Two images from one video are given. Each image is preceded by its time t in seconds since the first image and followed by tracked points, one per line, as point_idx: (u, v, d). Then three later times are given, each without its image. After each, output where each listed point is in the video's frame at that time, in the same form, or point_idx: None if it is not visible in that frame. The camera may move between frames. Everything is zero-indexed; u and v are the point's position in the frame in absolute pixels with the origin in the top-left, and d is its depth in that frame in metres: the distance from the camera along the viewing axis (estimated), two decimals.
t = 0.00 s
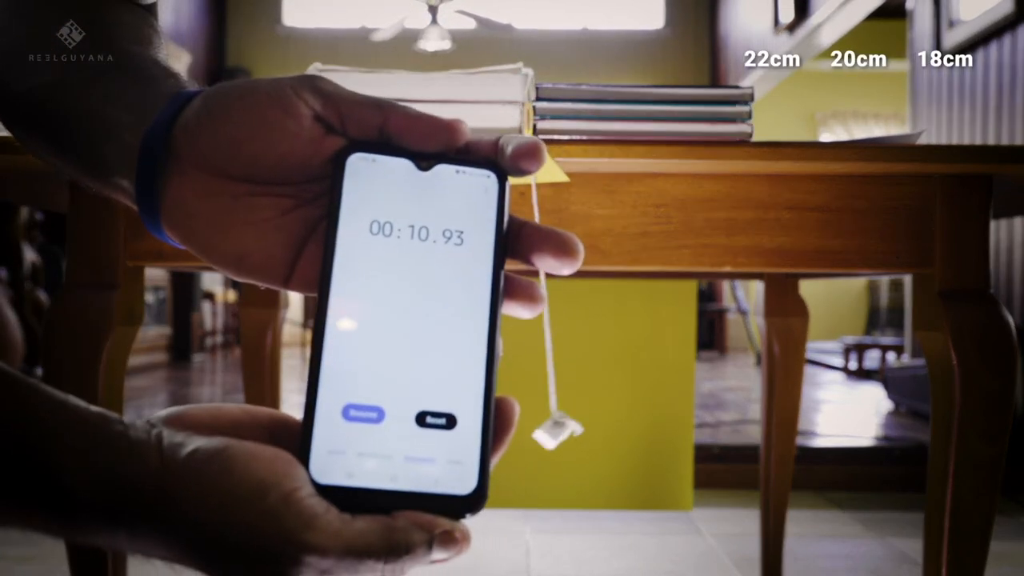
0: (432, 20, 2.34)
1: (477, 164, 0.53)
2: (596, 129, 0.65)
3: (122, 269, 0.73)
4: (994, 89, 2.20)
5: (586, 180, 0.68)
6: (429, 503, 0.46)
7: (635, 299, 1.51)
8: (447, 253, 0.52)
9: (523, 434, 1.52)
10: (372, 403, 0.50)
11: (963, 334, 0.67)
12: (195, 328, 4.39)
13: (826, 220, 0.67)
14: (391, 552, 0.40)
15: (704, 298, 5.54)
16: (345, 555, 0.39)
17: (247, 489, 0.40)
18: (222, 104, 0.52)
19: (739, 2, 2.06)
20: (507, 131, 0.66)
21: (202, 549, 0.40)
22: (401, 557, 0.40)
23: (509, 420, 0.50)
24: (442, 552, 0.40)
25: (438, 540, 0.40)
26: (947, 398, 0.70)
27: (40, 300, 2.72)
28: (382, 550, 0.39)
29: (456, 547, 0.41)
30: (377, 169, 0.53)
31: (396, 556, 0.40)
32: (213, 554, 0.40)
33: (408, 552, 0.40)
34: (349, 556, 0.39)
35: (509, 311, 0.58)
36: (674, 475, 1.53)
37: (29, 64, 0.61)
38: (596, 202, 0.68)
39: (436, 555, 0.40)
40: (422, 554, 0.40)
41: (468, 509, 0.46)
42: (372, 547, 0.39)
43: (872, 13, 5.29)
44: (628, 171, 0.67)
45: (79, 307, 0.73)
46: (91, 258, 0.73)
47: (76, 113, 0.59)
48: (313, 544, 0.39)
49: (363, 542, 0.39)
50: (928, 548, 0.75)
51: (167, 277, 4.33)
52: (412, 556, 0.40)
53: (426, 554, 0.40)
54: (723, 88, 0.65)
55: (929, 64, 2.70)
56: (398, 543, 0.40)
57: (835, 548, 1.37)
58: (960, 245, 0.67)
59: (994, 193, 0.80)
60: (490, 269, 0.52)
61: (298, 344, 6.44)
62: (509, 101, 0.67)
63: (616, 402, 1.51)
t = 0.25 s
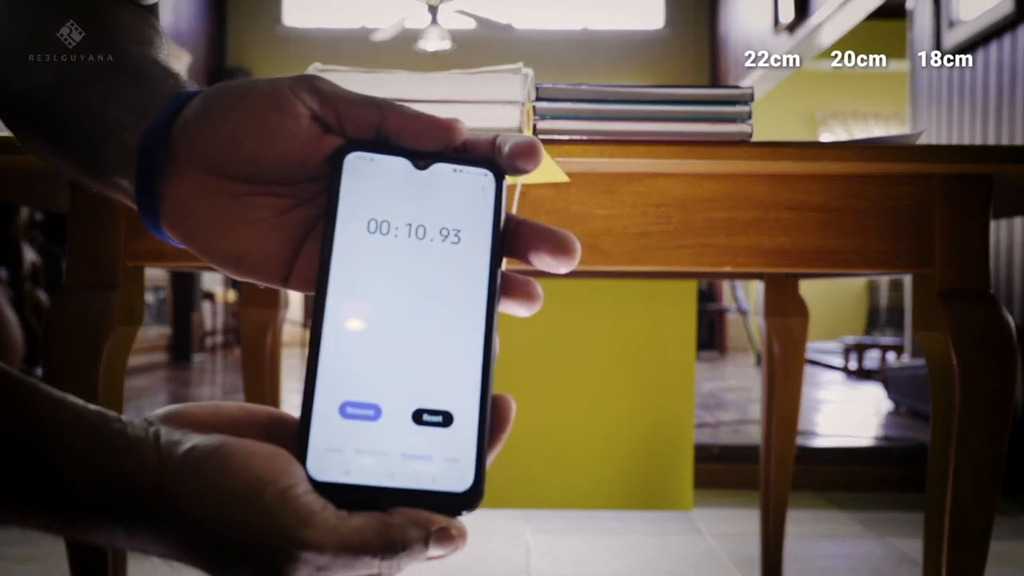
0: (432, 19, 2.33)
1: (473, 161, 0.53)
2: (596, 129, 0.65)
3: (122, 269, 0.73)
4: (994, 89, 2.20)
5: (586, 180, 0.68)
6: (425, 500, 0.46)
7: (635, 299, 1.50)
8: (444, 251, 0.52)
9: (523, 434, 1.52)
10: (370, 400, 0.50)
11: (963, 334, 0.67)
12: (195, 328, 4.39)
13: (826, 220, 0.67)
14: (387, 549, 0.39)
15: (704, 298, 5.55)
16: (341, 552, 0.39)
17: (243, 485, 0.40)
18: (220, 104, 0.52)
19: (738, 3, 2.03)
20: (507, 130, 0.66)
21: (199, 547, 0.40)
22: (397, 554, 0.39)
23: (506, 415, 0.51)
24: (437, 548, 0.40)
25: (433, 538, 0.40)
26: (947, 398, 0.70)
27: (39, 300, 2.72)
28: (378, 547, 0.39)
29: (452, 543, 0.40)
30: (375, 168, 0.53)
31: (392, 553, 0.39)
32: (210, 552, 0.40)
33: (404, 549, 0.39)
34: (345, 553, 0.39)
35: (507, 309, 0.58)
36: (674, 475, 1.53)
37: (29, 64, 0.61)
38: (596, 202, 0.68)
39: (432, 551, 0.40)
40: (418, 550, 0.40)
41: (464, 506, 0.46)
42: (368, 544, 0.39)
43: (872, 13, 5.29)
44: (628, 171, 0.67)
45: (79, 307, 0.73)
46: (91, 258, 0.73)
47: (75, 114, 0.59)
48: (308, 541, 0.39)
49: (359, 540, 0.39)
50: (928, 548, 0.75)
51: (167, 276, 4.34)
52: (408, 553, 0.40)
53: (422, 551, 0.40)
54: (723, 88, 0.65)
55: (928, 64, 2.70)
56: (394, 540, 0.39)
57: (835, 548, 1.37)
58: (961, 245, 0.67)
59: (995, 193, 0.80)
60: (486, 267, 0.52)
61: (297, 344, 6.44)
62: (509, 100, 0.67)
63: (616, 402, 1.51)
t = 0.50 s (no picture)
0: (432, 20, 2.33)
1: (471, 160, 0.53)
2: (596, 129, 0.65)
3: (122, 269, 0.73)
4: (994, 89, 2.20)
5: (586, 180, 0.68)
6: (422, 496, 0.46)
7: (635, 299, 1.50)
8: (442, 250, 0.52)
9: (523, 434, 1.52)
10: (368, 398, 0.50)
11: (963, 334, 0.67)
12: (195, 328, 4.39)
13: (825, 220, 0.67)
14: (386, 544, 0.39)
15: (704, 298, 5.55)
16: (340, 548, 0.39)
17: (243, 481, 0.40)
18: (218, 104, 0.52)
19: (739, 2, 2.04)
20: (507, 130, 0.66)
21: (199, 542, 0.40)
22: (396, 549, 0.40)
23: (503, 411, 0.51)
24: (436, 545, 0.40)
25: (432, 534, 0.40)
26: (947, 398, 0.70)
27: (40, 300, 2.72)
28: (377, 542, 0.39)
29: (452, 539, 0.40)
30: (372, 167, 0.53)
31: (391, 548, 0.40)
32: (210, 547, 0.40)
33: (403, 546, 0.40)
34: (344, 549, 0.39)
35: (502, 306, 0.58)
36: (674, 475, 1.53)
37: (29, 64, 0.61)
38: (596, 202, 0.68)
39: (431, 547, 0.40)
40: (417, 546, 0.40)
41: (461, 502, 0.46)
42: (368, 539, 0.39)
43: (872, 13, 5.29)
44: (628, 171, 0.67)
45: (78, 306, 0.73)
46: (91, 258, 0.73)
47: (74, 114, 0.59)
48: (308, 537, 0.39)
49: (358, 535, 0.39)
50: (928, 548, 0.75)
51: (167, 276, 4.34)
52: (407, 548, 0.40)
53: (421, 547, 0.40)
54: (723, 88, 0.65)
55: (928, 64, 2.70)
56: (392, 535, 0.40)
57: (835, 548, 1.37)
58: (961, 245, 0.67)
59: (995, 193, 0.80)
60: (484, 265, 0.52)
61: (297, 344, 6.44)
62: (509, 100, 0.67)
63: (616, 402, 1.51)
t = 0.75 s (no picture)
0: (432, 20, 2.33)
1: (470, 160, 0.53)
2: (596, 129, 0.65)
3: (122, 269, 0.73)
4: (994, 89, 2.20)
5: (586, 180, 0.68)
6: (421, 495, 0.46)
7: (635, 299, 1.50)
8: (440, 248, 0.53)
9: (523, 433, 1.52)
10: (367, 396, 0.50)
11: (962, 334, 0.67)
12: (195, 328, 4.39)
13: (825, 220, 0.67)
14: (385, 542, 0.39)
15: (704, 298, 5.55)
16: (339, 546, 0.39)
17: (242, 480, 0.40)
18: (215, 105, 0.52)
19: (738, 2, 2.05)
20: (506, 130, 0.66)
21: (200, 541, 0.40)
22: (396, 548, 0.40)
23: (501, 408, 0.50)
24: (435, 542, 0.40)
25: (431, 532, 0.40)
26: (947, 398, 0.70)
27: (40, 299, 2.72)
28: (377, 540, 0.39)
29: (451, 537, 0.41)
30: (370, 166, 0.53)
31: (390, 546, 0.40)
32: (210, 547, 0.40)
33: (402, 544, 0.39)
34: (343, 546, 0.39)
35: (501, 305, 0.58)
36: (674, 474, 1.53)
37: (28, 64, 0.61)
38: (596, 202, 0.68)
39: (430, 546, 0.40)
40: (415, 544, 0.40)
41: (460, 500, 0.46)
42: (367, 537, 0.39)
43: (872, 14, 5.30)
44: (627, 171, 0.67)
45: (79, 306, 0.73)
46: (91, 258, 0.73)
47: (73, 114, 0.59)
48: (307, 535, 0.39)
49: (357, 533, 0.39)
50: (928, 548, 0.75)
51: (167, 276, 4.34)
52: (406, 547, 0.40)
53: (420, 546, 0.40)
54: (722, 88, 0.65)
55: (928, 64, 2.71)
56: (391, 534, 0.40)
57: (835, 548, 1.37)
58: (961, 245, 0.67)
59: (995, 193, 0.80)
60: (482, 264, 0.52)
61: (297, 344, 6.44)
62: (510, 101, 0.67)
63: (616, 402, 1.51)
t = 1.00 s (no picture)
0: (432, 20, 2.33)
1: (470, 157, 0.53)
2: (596, 129, 0.65)
3: (123, 269, 0.73)
4: (993, 89, 2.20)
5: (586, 180, 0.68)
6: (423, 493, 0.46)
7: (635, 299, 1.50)
8: (440, 246, 0.53)
9: (523, 433, 1.52)
10: (368, 395, 0.50)
11: (962, 334, 0.67)
12: (195, 328, 4.39)
13: (825, 220, 0.67)
14: (387, 539, 0.39)
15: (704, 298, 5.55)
16: (341, 543, 0.39)
17: (244, 478, 0.40)
18: (214, 104, 0.52)
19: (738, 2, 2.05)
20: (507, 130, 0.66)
21: (202, 539, 0.40)
22: (398, 544, 0.40)
23: (503, 404, 0.51)
24: (436, 539, 0.40)
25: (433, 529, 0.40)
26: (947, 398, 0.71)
27: (40, 299, 2.72)
28: (378, 537, 0.39)
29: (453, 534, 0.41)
30: (370, 165, 0.53)
31: (392, 543, 0.39)
32: (212, 545, 0.40)
33: (403, 542, 0.39)
34: (344, 544, 0.39)
35: (502, 303, 0.58)
36: (674, 474, 1.53)
37: (28, 64, 0.61)
38: (596, 202, 0.68)
39: (431, 542, 0.40)
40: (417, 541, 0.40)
41: (461, 498, 0.46)
42: (370, 534, 0.39)
43: (872, 14, 5.30)
44: (627, 171, 0.67)
45: (79, 306, 0.73)
46: (91, 258, 0.73)
47: (72, 113, 0.59)
48: (309, 532, 0.39)
49: (359, 530, 0.39)
50: (928, 548, 0.75)
51: (168, 276, 4.34)
52: (408, 544, 0.40)
53: (422, 543, 0.40)
54: (722, 88, 0.65)
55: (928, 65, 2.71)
56: (393, 531, 0.40)
57: (835, 548, 1.37)
58: (960, 245, 0.67)
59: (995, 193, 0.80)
60: (483, 261, 0.52)
61: (297, 345, 6.44)
62: (510, 101, 0.67)
63: (616, 403, 1.51)
